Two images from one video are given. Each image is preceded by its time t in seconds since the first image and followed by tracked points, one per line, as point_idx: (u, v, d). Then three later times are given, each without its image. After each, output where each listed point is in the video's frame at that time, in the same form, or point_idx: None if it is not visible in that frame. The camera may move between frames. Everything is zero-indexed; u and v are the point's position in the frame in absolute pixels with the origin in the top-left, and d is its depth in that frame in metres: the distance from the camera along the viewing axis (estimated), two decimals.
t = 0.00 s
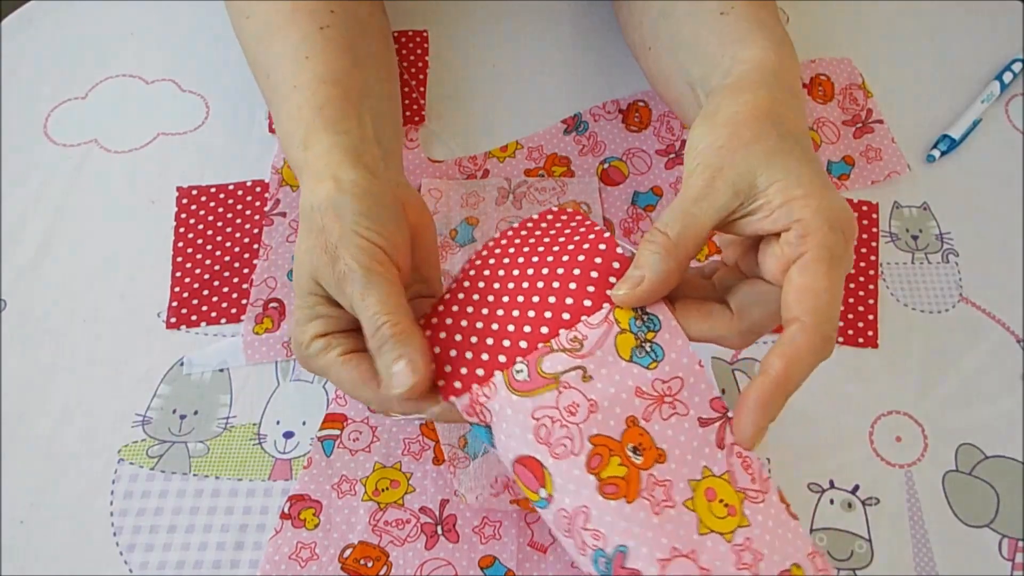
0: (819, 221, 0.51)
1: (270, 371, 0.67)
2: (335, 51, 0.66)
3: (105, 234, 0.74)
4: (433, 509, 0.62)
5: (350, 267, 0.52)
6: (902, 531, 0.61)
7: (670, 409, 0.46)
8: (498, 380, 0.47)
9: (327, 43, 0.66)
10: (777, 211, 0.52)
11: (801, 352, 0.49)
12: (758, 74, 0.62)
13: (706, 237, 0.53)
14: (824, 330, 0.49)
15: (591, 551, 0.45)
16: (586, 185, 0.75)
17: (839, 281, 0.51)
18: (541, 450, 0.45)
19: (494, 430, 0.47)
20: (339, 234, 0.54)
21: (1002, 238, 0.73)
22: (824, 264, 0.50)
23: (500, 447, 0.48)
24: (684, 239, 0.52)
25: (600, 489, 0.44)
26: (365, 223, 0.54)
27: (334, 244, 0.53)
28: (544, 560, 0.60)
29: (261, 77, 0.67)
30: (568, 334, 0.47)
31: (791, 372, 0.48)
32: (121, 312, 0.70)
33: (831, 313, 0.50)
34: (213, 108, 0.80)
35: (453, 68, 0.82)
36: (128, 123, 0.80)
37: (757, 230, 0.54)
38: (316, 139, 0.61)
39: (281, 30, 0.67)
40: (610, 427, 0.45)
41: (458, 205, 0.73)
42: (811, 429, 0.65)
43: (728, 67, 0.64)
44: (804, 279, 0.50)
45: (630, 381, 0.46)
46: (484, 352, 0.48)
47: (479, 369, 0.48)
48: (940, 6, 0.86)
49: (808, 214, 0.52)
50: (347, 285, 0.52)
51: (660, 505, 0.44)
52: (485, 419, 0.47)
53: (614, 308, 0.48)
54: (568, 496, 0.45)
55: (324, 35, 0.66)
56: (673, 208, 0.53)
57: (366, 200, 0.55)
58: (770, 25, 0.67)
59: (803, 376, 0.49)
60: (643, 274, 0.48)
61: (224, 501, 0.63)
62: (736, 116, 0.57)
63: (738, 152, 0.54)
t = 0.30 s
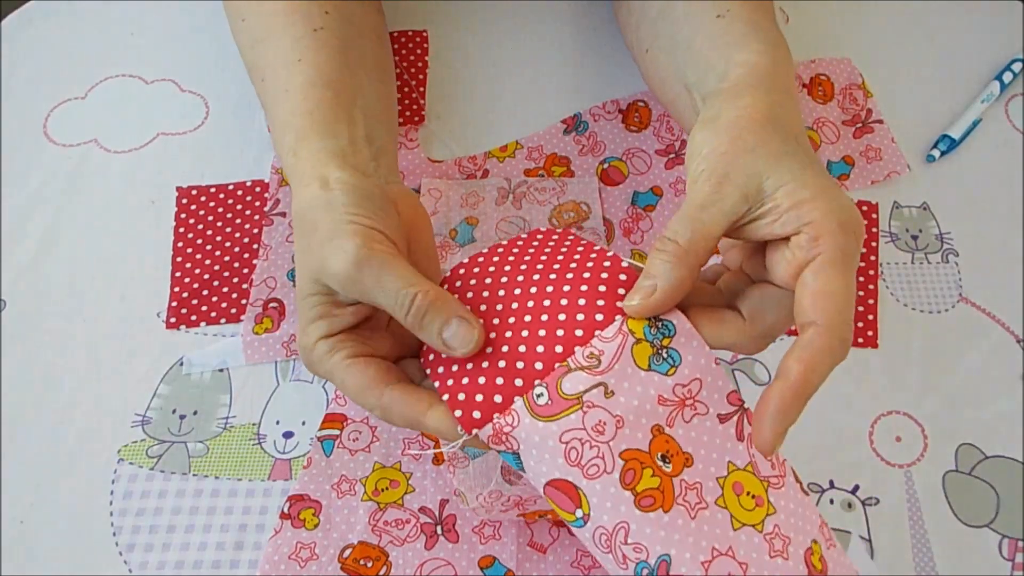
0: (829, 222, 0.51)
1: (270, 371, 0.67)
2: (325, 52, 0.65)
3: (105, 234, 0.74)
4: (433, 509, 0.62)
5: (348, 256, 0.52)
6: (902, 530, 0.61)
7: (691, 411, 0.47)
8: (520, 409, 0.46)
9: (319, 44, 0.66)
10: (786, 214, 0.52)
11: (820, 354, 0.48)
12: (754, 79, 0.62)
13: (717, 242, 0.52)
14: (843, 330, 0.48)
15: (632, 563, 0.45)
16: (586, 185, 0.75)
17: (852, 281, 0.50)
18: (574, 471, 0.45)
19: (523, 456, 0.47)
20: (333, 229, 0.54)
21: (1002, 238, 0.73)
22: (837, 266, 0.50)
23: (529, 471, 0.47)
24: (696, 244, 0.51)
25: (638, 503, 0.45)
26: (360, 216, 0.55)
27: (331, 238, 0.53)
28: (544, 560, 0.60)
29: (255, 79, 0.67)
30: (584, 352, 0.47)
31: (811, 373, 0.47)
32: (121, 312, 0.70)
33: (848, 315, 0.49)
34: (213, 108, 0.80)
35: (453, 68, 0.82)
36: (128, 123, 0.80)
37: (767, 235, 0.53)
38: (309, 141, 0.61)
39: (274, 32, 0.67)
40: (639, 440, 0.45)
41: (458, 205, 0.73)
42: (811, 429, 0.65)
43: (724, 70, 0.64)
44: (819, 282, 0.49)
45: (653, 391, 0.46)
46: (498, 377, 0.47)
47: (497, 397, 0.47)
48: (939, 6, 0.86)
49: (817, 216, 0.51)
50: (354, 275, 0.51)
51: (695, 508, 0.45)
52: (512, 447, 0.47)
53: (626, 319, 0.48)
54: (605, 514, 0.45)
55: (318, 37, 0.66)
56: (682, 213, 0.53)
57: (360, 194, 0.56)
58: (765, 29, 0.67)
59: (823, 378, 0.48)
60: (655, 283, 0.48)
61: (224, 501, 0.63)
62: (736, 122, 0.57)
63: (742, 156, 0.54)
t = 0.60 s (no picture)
0: (830, 234, 0.52)
1: (270, 371, 0.67)
2: (330, 48, 0.65)
3: (105, 234, 0.74)
4: (433, 509, 0.62)
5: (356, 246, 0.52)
6: (901, 530, 0.61)
7: (690, 423, 0.48)
8: (521, 398, 0.46)
9: (321, 39, 0.66)
10: (788, 222, 0.53)
11: (814, 367, 0.49)
12: (760, 81, 0.62)
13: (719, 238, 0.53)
14: (837, 344, 0.50)
15: (617, 566, 0.45)
16: (586, 185, 0.75)
17: (848, 292, 0.51)
18: (569, 466, 0.45)
19: (518, 444, 0.46)
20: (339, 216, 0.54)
21: (1002, 238, 0.73)
22: (835, 278, 0.51)
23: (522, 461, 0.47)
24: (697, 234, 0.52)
25: (630, 505, 0.45)
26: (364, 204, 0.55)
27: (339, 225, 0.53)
28: (544, 560, 0.60)
29: (255, 71, 0.67)
30: (590, 349, 0.47)
31: (804, 387, 0.50)
32: (121, 312, 0.70)
33: (842, 329, 0.50)
34: (213, 108, 0.80)
35: (453, 68, 0.82)
36: (128, 123, 0.80)
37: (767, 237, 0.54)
38: (312, 131, 0.61)
39: (277, 27, 0.67)
40: (637, 443, 0.46)
41: (458, 205, 0.73)
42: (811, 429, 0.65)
43: (729, 73, 0.65)
44: (815, 295, 0.51)
45: (654, 397, 0.47)
46: (499, 364, 0.47)
47: (497, 384, 0.46)
48: (939, 6, 0.86)
49: (820, 226, 0.52)
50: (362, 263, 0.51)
51: (686, 519, 0.45)
52: (508, 434, 0.46)
53: (633, 322, 0.48)
54: (596, 513, 0.45)
55: (319, 30, 0.66)
56: (687, 206, 0.53)
57: (368, 182, 0.56)
58: (769, 30, 0.67)
59: (817, 390, 0.50)
60: (655, 270, 0.49)
61: (224, 501, 0.63)
62: (741, 121, 0.57)
63: (751, 153, 0.54)
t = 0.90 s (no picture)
0: (821, 238, 0.52)
1: (270, 371, 0.67)
2: (336, 40, 0.65)
3: (105, 233, 0.74)
4: (433, 509, 0.62)
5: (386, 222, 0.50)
6: (901, 530, 0.61)
7: (704, 417, 0.48)
8: (537, 432, 0.48)
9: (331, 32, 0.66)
10: (778, 228, 0.53)
11: (807, 369, 0.49)
12: (750, 87, 0.62)
13: (713, 254, 0.53)
14: (831, 346, 0.49)
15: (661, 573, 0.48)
16: (586, 185, 0.75)
17: (841, 294, 0.51)
18: (595, 490, 0.47)
19: (541, 483, 0.48)
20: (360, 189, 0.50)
21: (1002, 238, 0.73)
22: (827, 281, 0.51)
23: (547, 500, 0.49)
24: (690, 255, 0.52)
25: (660, 514, 0.47)
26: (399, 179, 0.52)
27: (363, 195, 0.50)
28: (544, 560, 0.60)
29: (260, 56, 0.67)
30: (593, 370, 0.48)
31: (798, 389, 0.48)
32: (121, 312, 0.70)
33: (835, 330, 0.50)
34: (213, 108, 0.80)
35: (452, 68, 0.82)
36: (128, 123, 0.80)
37: (759, 247, 0.54)
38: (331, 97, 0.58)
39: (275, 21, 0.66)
40: (654, 452, 0.48)
41: (458, 205, 0.73)
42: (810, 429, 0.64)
43: (722, 78, 0.65)
44: (808, 297, 0.50)
45: (664, 404, 0.48)
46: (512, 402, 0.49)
47: (513, 421, 0.48)
48: (939, 5, 0.86)
49: (809, 231, 0.52)
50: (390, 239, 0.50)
51: (715, 511, 0.48)
52: (530, 474, 0.48)
53: (632, 336, 0.49)
54: (629, 529, 0.47)
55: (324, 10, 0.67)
56: (677, 225, 0.53)
57: (396, 146, 0.53)
58: (764, 33, 0.67)
59: (810, 394, 0.49)
60: (654, 297, 0.49)
61: (224, 501, 0.63)
62: (731, 128, 0.57)
63: (738, 164, 0.54)
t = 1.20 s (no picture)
0: (828, 237, 0.53)
1: (270, 371, 0.67)
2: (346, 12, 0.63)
3: (105, 233, 0.74)
4: (433, 509, 0.62)
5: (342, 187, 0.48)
6: (902, 530, 0.61)
7: (731, 438, 0.51)
8: (564, 430, 0.51)
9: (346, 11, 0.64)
10: (787, 226, 0.53)
11: (821, 371, 0.50)
12: (752, 88, 0.62)
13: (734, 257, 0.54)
14: (843, 346, 0.51)
15: None
16: (587, 185, 0.75)
17: (849, 296, 0.52)
18: (614, 497, 0.49)
19: (559, 480, 0.50)
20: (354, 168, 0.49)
21: (1002, 238, 0.73)
22: (834, 284, 0.52)
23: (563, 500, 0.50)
24: (715, 258, 0.52)
25: (675, 529, 0.48)
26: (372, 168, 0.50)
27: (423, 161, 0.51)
28: (545, 560, 0.60)
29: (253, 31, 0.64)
30: (631, 377, 0.52)
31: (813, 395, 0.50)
32: (122, 312, 0.70)
33: (847, 331, 0.51)
34: (213, 108, 0.80)
35: (453, 68, 0.82)
36: (128, 123, 0.79)
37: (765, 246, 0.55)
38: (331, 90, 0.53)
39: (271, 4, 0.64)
40: (677, 467, 0.50)
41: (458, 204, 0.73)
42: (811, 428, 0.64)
43: (721, 77, 0.64)
44: (818, 298, 0.52)
45: (694, 420, 0.51)
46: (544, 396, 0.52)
47: (541, 416, 0.51)
48: (939, 5, 0.86)
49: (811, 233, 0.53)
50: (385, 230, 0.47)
51: (731, 534, 0.49)
52: (551, 470, 0.50)
53: (671, 349, 0.53)
54: (642, 540, 0.49)
55: None
56: (695, 229, 0.53)
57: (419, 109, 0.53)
58: (764, 35, 0.66)
59: (825, 396, 0.51)
60: (692, 301, 0.52)
61: (224, 501, 0.63)
62: (734, 124, 0.57)
63: (746, 160, 0.55)
